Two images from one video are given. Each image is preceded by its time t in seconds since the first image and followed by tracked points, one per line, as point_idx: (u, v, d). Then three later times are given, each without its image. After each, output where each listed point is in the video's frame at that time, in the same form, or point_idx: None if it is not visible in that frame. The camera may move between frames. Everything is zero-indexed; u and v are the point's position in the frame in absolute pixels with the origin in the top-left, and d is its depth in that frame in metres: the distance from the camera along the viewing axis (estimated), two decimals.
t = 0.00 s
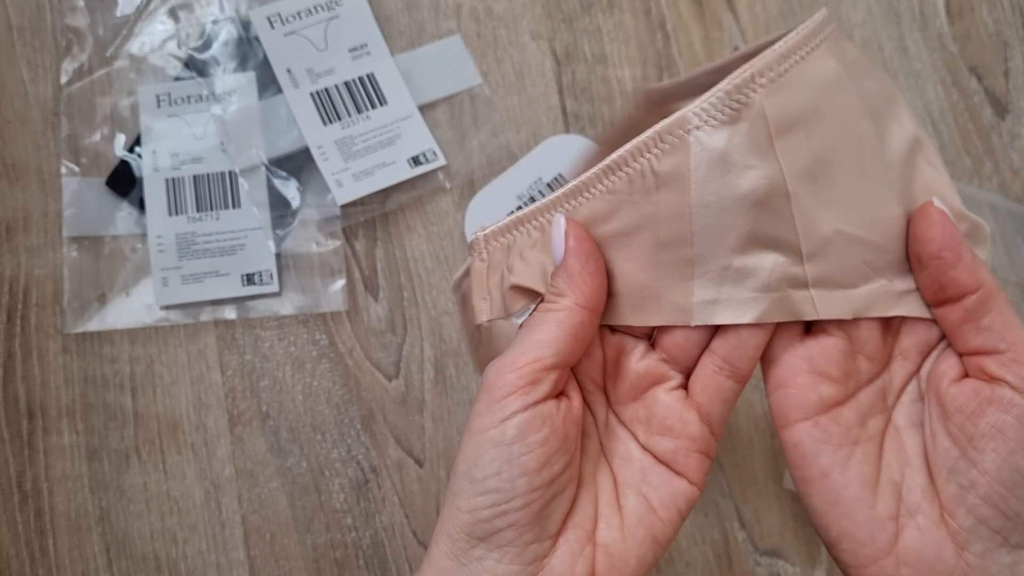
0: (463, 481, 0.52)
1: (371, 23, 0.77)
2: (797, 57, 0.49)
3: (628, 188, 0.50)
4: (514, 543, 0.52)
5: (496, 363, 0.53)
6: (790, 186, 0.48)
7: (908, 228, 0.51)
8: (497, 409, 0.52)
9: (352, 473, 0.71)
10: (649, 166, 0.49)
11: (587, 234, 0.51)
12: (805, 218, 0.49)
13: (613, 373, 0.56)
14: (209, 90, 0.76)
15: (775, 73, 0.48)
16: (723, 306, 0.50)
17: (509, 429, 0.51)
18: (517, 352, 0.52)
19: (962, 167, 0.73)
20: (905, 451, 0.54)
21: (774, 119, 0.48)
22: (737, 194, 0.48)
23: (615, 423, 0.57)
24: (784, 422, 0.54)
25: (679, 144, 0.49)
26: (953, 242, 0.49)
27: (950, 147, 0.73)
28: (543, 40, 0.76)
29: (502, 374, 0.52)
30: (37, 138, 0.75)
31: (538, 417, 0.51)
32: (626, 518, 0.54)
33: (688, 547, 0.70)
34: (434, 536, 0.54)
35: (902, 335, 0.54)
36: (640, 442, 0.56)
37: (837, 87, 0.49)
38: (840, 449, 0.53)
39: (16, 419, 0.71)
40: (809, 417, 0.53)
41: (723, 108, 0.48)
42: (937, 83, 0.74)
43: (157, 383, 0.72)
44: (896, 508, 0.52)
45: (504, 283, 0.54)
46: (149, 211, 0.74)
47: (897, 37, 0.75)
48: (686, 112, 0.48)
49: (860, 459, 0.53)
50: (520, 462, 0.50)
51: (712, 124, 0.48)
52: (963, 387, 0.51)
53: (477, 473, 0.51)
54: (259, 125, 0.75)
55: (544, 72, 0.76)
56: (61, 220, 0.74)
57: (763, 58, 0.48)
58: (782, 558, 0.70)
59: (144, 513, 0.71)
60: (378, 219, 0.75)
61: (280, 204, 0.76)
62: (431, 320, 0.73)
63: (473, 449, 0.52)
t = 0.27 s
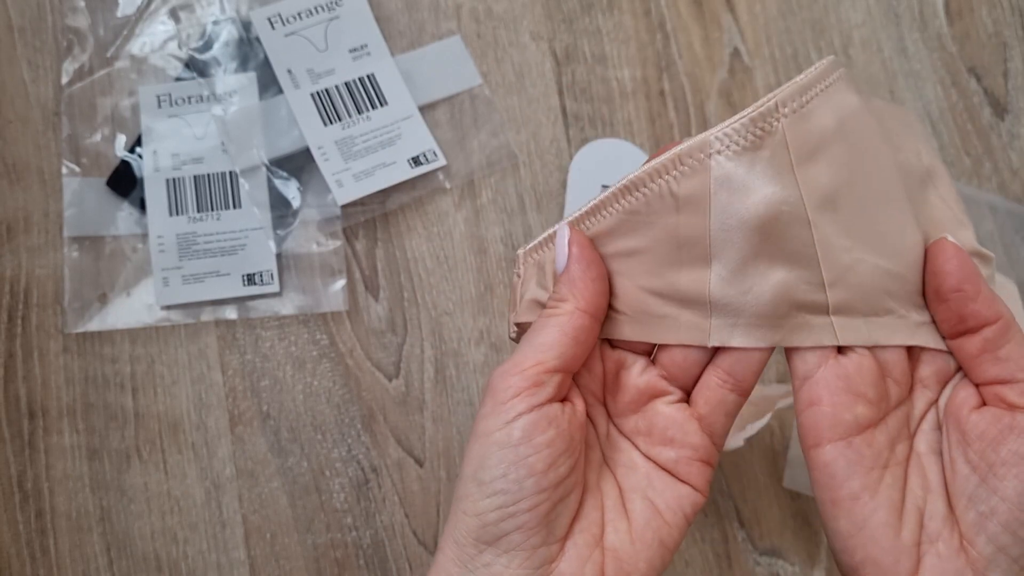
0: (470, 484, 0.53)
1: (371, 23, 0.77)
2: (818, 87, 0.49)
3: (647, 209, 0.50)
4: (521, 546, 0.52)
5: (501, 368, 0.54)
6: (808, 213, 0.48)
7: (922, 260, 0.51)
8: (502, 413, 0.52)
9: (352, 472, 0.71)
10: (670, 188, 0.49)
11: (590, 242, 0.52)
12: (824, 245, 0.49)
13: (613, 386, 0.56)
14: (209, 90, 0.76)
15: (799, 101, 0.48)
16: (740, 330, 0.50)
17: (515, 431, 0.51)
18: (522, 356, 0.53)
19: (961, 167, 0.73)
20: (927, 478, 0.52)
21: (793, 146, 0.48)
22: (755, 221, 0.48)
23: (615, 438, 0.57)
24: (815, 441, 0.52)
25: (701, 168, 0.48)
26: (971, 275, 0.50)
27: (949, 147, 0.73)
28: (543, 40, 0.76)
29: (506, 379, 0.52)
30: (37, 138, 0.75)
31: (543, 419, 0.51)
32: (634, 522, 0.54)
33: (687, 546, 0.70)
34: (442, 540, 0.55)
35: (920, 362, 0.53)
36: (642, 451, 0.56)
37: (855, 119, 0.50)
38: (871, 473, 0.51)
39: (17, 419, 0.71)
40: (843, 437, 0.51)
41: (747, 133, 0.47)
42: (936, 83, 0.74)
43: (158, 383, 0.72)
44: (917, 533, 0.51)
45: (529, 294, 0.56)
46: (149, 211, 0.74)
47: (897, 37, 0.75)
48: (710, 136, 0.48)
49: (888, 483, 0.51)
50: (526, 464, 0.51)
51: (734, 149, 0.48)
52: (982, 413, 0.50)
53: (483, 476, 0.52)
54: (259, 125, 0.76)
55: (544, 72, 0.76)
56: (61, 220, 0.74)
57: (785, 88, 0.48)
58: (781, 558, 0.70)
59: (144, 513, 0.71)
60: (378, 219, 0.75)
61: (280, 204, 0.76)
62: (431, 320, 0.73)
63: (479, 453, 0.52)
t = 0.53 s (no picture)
0: (466, 472, 0.53)
1: (371, 23, 0.77)
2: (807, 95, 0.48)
3: (637, 221, 0.52)
4: (517, 532, 0.52)
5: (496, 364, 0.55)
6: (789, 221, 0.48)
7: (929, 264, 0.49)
8: (496, 403, 0.53)
9: (352, 472, 0.71)
10: (653, 201, 0.51)
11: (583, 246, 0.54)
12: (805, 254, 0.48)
13: (594, 390, 0.57)
14: (209, 90, 0.76)
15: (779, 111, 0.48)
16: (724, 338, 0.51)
17: (511, 418, 0.52)
18: (516, 350, 0.54)
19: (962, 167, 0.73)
20: (931, 491, 0.51)
21: (772, 155, 0.48)
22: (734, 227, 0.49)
23: (600, 438, 0.58)
24: (810, 453, 0.51)
25: (683, 179, 0.49)
26: (980, 280, 0.48)
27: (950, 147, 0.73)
28: (543, 40, 0.76)
29: (500, 371, 0.53)
30: (37, 138, 0.75)
31: (536, 407, 0.52)
32: (623, 511, 0.55)
33: (688, 546, 0.70)
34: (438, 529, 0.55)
35: (922, 369, 0.52)
36: (626, 449, 0.57)
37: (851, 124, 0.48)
38: (869, 483, 0.50)
39: (17, 419, 0.71)
40: (838, 447, 0.51)
41: (724, 144, 0.49)
42: (936, 83, 0.74)
43: (158, 383, 0.72)
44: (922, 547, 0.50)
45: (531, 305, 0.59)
46: (149, 211, 0.74)
47: (897, 37, 0.75)
48: (689, 149, 0.49)
49: (888, 493, 0.50)
50: (520, 451, 0.51)
51: (714, 160, 0.49)
52: (988, 425, 0.49)
53: (479, 463, 0.52)
54: (259, 125, 0.76)
55: (544, 72, 0.76)
56: (61, 220, 0.74)
57: (766, 98, 0.48)
58: (781, 558, 0.70)
59: (144, 513, 0.71)
60: (377, 219, 0.75)
61: (280, 204, 0.76)
62: (431, 320, 0.73)
63: (475, 442, 0.53)
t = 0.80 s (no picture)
0: (452, 455, 0.53)
1: (371, 23, 0.77)
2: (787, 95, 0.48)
3: (625, 211, 0.51)
4: (501, 516, 0.52)
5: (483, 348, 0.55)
6: (765, 213, 0.47)
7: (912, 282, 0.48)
8: (486, 388, 0.53)
9: (352, 473, 0.71)
10: (639, 189, 0.49)
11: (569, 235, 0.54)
12: (780, 246, 0.48)
13: (576, 378, 0.57)
14: (210, 90, 0.76)
15: (760, 107, 0.47)
16: (695, 328, 0.49)
17: (501, 404, 0.52)
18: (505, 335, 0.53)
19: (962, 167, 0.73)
20: (924, 504, 0.51)
21: (752, 146, 0.47)
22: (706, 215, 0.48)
23: (579, 425, 0.58)
24: (797, 470, 0.51)
25: (665, 170, 0.48)
26: (957, 298, 0.47)
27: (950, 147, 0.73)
28: (543, 40, 0.76)
29: (491, 355, 0.53)
30: (37, 138, 0.75)
31: (526, 394, 0.52)
32: (599, 498, 0.55)
33: (687, 546, 0.70)
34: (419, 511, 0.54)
35: (913, 374, 0.52)
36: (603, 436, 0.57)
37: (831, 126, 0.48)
38: (857, 499, 0.50)
39: (17, 419, 0.71)
40: (825, 463, 0.50)
41: (708, 132, 0.47)
42: (936, 83, 0.74)
43: (158, 383, 0.72)
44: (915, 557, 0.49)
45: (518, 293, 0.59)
46: (149, 211, 0.74)
47: (897, 37, 0.75)
48: (674, 137, 0.48)
49: (877, 509, 0.50)
50: (510, 436, 0.51)
51: (697, 148, 0.47)
52: (976, 439, 0.48)
53: (466, 447, 0.52)
54: (259, 125, 0.76)
55: (544, 72, 0.76)
56: (62, 220, 0.74)
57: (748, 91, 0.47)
58: (781, 558, 0.70)
59: (144, 513, 0.71)
60: (377, 219, 0.75)
61: (280, 204, 0.76)
62: (431, 320, 0.73)
63: (463, 425, 0.53)
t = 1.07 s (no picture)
0: (432, 450, 0.52)
1: (370, 23, 0.77)
2: (789, 97, 0.49)
3: (612, 200, 0.50)
4: (485, 509, 0.51)
5: (454, 342, 0.53)
6: (775, 207, 0.49)
7: (929, 274, 0.50)
8: (461, 381, 0.52)
9: (352, 473, 0.71)
10: (636, 178, 0.50)
11: (531, 221, 0.52)
12: (793, 237, 0.49)
13: (543, 366, 0.56)
14: (209, 90, 0.76)
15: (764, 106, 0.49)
16: (709, 314, 0.50)
17: (479, 395, 0.51)
18: (474, 327, 0.52)
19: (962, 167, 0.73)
20: (935, 493, 0.51)
21: (760, 144, 0.48)
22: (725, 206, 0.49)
23: (548, 413, 0.57)
24: (812, 451, 0.51)
25: (668, 163, 0.49)
26: (973, 288, 0.48)
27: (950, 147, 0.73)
28: (543, 40, 0.76)
29: (464, 349, 0.52)
30: (37, 138, 0.75)
31: (502, 386, 0.52)
32: (581, 483, 0.55)
33: (687, 546, 0.70)
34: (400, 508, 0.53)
35: (929, 368, 0.52)
36: (575, 422, 0.57)
37: (832, 126, 0.49)
38: (869, 484, 0.50)
39: (17, 419, 0.71)
40: (840, 447, 0.50)
41: (714, 132, 0.49)
42: (936, 83, 0.74)
43: (157, 383, 0.72)
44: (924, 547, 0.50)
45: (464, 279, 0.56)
46: (149, 211, 0.74)
47: (897, 37, 0.75)
48: (676, 134, 0.49)
49: (889, 495, 0.50)
50: (490, 428, 0.51)
51: (703, 146, 0.49)
52: (988, 428, 0.49)
53: (445, 443, 0.51)
54: (259, 125, 0.76)
55: (544, 72, 0.76)
56: (62, 220, 0.74)
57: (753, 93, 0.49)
58: (781, 558, 0.70)
59: (144, 513, 0.71)
60: (377, 219, 0.75)
61: (280, 204, 0.76)
62: (431, 320, 0.73)
63: (441, 419, 0.52)
